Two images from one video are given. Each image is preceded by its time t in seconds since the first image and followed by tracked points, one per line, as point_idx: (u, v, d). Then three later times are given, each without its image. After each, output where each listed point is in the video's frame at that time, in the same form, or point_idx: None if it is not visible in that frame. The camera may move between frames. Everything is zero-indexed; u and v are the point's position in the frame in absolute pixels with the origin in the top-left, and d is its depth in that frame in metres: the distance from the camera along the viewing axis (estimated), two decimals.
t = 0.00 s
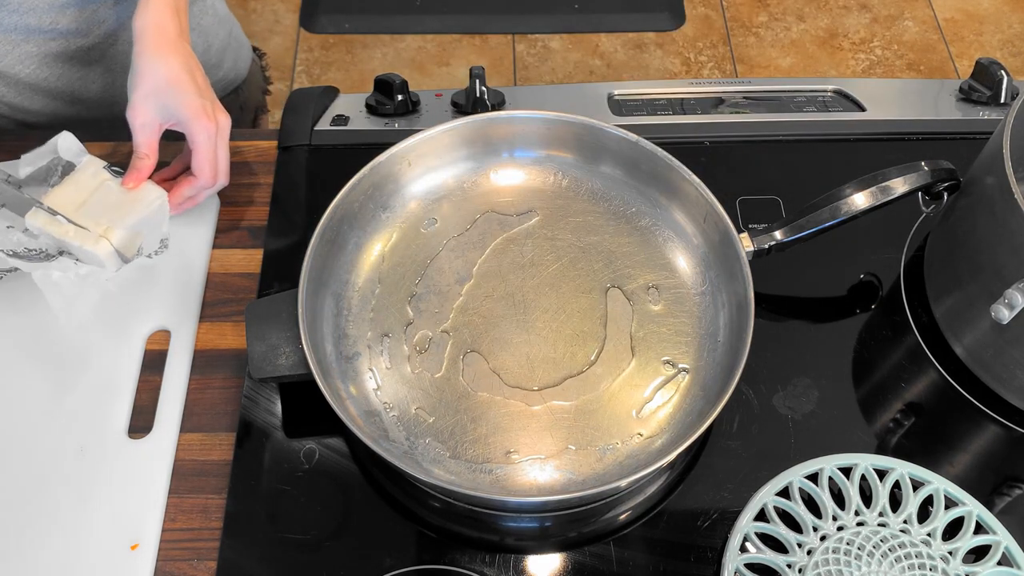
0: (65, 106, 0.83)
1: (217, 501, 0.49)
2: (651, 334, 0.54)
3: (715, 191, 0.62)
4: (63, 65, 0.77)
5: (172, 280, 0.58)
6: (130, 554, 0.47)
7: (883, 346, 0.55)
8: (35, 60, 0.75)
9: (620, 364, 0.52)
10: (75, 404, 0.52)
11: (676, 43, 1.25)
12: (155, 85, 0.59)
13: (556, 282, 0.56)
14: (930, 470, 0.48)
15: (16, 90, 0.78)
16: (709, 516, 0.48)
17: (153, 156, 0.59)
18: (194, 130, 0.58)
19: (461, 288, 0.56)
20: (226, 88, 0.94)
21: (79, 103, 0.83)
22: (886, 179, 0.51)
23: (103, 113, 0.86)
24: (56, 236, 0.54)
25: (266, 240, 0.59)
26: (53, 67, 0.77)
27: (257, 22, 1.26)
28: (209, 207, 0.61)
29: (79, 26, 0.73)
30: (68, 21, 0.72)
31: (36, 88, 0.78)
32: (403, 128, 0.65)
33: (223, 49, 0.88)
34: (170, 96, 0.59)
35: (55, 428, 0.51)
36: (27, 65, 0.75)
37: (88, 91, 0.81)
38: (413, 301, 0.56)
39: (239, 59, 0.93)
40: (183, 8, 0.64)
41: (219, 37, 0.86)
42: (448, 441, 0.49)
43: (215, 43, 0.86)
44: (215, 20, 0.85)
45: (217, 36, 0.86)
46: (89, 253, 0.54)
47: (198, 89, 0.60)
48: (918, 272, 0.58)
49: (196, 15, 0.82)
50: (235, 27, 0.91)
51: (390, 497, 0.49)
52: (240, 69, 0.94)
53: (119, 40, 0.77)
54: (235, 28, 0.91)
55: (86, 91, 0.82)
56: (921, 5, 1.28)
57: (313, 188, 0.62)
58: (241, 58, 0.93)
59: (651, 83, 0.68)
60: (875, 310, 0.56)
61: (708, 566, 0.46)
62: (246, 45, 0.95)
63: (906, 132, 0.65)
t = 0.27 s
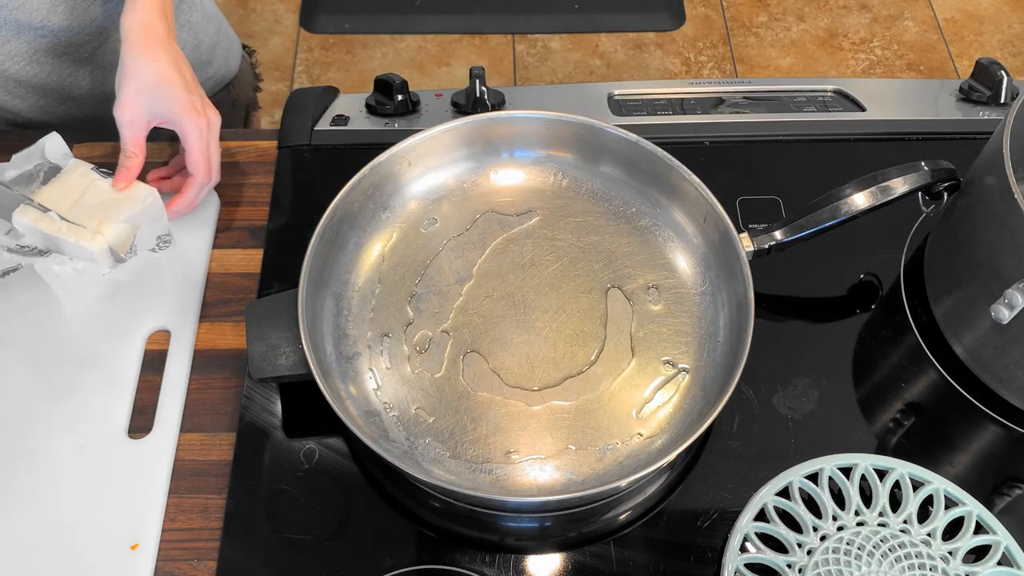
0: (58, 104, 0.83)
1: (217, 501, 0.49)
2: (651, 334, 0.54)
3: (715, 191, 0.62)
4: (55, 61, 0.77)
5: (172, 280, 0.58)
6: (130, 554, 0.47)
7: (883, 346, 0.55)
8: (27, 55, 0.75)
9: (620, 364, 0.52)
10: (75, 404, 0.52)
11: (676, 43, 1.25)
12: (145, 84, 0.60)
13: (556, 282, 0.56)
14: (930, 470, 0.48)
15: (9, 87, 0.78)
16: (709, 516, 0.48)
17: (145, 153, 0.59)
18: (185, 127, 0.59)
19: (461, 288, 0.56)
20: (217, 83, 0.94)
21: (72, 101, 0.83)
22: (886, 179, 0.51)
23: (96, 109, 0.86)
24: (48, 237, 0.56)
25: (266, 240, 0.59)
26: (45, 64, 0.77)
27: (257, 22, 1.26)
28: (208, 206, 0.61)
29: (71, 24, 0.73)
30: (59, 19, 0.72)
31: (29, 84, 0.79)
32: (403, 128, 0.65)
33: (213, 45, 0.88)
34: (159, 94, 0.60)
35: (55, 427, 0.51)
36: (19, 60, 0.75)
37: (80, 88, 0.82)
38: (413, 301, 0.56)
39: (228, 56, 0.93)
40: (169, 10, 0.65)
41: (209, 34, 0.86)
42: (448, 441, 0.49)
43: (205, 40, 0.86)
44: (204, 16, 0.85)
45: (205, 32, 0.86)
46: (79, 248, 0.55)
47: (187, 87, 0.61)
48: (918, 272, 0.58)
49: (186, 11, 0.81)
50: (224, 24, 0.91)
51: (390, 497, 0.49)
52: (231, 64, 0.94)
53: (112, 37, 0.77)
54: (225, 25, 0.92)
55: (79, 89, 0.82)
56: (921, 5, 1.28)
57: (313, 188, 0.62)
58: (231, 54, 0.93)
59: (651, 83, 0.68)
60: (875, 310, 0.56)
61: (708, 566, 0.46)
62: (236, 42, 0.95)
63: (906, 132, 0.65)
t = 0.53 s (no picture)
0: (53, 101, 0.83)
1: (217, 501, 0.49)
2: (651, 334, 0.54)
3: (715, 191, 0.63)
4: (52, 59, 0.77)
5: (172, 280, 0.58)
6: (129, 554, 0.47)
7: (883, 346, 0.55)
8: (23, 53, 0.75)
9: (620, 364, 0.52)
10: (75, 405, 0.52)
11: (676, 43, 1.26)
12: (136, 84, 0.59)
13: (556, 282, 0.56)
14: (930, 470, 0.48)
15: (6, 85, 0.78)
16: (709, 516, 0.48)
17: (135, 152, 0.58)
18: (176, 130, 0.58)
19: (461, 288, 0.56)
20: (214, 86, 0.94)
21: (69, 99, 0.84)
22: (886, 179, 0.51)
23: (92, 107, 0.86)
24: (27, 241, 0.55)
25: (266, 240, 0.59)
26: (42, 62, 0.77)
27: (257, 22, 1.26)
28: (208, 206, 0.61)
29: (66, 20, 0.74)
30: (54, 15, 0.72)
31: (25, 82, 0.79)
32: (403, 128, 0.65)
33: (209, 45, 0.88)
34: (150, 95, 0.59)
35: (56, 427, 0.51)
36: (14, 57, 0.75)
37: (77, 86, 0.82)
38: (413, 301, 0.56)
39: (226, 55, 0.93)
40: (164, 12, 0.65)
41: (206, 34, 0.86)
42: (448, 441, 0.49)
43: (202, 39, 0.86)
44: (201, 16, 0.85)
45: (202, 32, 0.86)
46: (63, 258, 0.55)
47: (180, 89, 0.61)
48: (918, 272, 0.58)
49: (185, 11, 0.81)
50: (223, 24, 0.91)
51: (389, 497, 0.49)
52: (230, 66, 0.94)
53: (107, 33, 0.77)
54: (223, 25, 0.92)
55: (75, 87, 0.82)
56: (921, 5, 1.28)
57: (313, 188, 0.62)
58: (229, 55, 0.93)
59: (651, 83, 0.68)
60: (875, 310, 0.56)
61: (708, 566, 0.46)
62: (234, 42, 0.95)
63: (906, 132, 0.65)
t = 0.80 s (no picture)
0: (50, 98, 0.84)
1: (217, 501, 0.49)
2: (651, 334, 0.54)
3: (715, 191, 0.63)
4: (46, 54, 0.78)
5: (171, 280, 0.58)
6: (129, 554, 0.47)
7: (883, 346, 0.55)
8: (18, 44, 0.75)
9: (620, 364, 0.52)
10: (75, 404, 0.52)
11: (676, 43, 1.26)
12: (135, 82, 0.59)
13: (556, 282, 0.56)
14: (930, 470, 0.48)
15: (6, 83, 0.78)
16: (709, 516, 0.48)
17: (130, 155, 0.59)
18: (174, 127, 0.59)
19: (461, 288, 0.56)
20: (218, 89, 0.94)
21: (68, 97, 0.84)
22: (886, 179, 0.51)
23: (92, 105, 0.86)
24: None
25: (266, 240, 0.59)
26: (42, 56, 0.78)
27: (257, 22, 1.26)
28: (208, 206, 0.61)
29: (68, 17, 0.74)
30: (57, 12, 0.73)
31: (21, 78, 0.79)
32: (403, 128, 0.65)
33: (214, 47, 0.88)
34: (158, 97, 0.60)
35: (56, 427, 0.51)
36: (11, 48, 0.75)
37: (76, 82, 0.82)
38: (413, 301, 0.56)
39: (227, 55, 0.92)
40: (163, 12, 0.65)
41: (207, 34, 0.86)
42: (448, 441, 0.49)
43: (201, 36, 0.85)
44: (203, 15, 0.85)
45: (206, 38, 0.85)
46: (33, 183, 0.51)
47: (178, 87, 0.61)
48: (918, 272, 0.58)
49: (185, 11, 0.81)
50: (223, 23, 0.91)
51: (389, 497, 0.49)
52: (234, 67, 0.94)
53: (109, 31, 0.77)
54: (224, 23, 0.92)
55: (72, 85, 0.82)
56: (921, 5, 1.28)
57: (313, 188, 0.62)
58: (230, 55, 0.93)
59: (651, 83, 0.68)
60: (875, 310, 0.56)
61: (708, 566, 0.46)
62: (235, 39, 0.95)
63: (907, 132, 0.65)
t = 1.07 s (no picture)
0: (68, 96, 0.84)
1: (217, 501, 0.49)
2: (651, 334, 0.54)
3: (716, 191, 0.63)
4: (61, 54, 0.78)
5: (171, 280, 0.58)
6: (129, 554, 0.47)
7: (883, 346, 0.55)
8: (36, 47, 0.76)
9: (620, 364, 0.52)
10: (75, 405, 0.52)
11: (676, 43, 1.25)
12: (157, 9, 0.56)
13: (556, 282, 0.56)
14: (930, 470, 0.48)
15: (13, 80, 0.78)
16: (709, 516, 0.48)
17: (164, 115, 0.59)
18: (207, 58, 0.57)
19: (461, 288, 0.56)
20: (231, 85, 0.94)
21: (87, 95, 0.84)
22: (886, 179, 0.51)
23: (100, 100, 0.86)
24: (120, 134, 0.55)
25: (266, 240, 0.59)
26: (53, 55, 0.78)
27: (257, 22, 1.26)
28: (208, 206, 0.61)
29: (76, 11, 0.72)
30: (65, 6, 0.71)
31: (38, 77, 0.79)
32: (403, 128, 0.65)
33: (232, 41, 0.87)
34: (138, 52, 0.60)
35: (56, 426, 0.51)
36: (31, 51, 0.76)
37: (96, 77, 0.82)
38: (413, 301, 0.56)
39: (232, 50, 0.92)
40: None
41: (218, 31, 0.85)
42: (448, 441, 0.49)
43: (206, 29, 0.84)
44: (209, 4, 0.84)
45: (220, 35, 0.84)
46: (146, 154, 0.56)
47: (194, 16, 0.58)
48: (918, 272, 0.58)
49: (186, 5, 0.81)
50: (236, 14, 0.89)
51: (389, 497, 0.49)
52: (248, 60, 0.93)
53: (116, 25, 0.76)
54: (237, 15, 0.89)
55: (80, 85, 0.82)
56: (921, 5, 1.28)
57: (314, 189, 0.62)
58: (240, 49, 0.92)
59: (651, 83, 0.68)
60: (875, 310, 0.56)
61: (708, 566, 0.46)
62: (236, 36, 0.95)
63: (907, 132, 0.65)
